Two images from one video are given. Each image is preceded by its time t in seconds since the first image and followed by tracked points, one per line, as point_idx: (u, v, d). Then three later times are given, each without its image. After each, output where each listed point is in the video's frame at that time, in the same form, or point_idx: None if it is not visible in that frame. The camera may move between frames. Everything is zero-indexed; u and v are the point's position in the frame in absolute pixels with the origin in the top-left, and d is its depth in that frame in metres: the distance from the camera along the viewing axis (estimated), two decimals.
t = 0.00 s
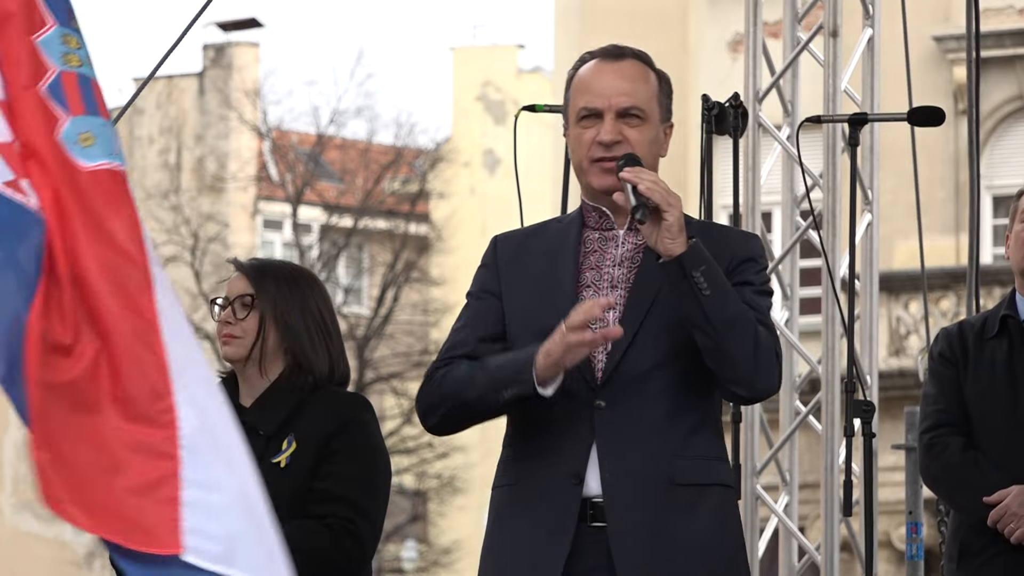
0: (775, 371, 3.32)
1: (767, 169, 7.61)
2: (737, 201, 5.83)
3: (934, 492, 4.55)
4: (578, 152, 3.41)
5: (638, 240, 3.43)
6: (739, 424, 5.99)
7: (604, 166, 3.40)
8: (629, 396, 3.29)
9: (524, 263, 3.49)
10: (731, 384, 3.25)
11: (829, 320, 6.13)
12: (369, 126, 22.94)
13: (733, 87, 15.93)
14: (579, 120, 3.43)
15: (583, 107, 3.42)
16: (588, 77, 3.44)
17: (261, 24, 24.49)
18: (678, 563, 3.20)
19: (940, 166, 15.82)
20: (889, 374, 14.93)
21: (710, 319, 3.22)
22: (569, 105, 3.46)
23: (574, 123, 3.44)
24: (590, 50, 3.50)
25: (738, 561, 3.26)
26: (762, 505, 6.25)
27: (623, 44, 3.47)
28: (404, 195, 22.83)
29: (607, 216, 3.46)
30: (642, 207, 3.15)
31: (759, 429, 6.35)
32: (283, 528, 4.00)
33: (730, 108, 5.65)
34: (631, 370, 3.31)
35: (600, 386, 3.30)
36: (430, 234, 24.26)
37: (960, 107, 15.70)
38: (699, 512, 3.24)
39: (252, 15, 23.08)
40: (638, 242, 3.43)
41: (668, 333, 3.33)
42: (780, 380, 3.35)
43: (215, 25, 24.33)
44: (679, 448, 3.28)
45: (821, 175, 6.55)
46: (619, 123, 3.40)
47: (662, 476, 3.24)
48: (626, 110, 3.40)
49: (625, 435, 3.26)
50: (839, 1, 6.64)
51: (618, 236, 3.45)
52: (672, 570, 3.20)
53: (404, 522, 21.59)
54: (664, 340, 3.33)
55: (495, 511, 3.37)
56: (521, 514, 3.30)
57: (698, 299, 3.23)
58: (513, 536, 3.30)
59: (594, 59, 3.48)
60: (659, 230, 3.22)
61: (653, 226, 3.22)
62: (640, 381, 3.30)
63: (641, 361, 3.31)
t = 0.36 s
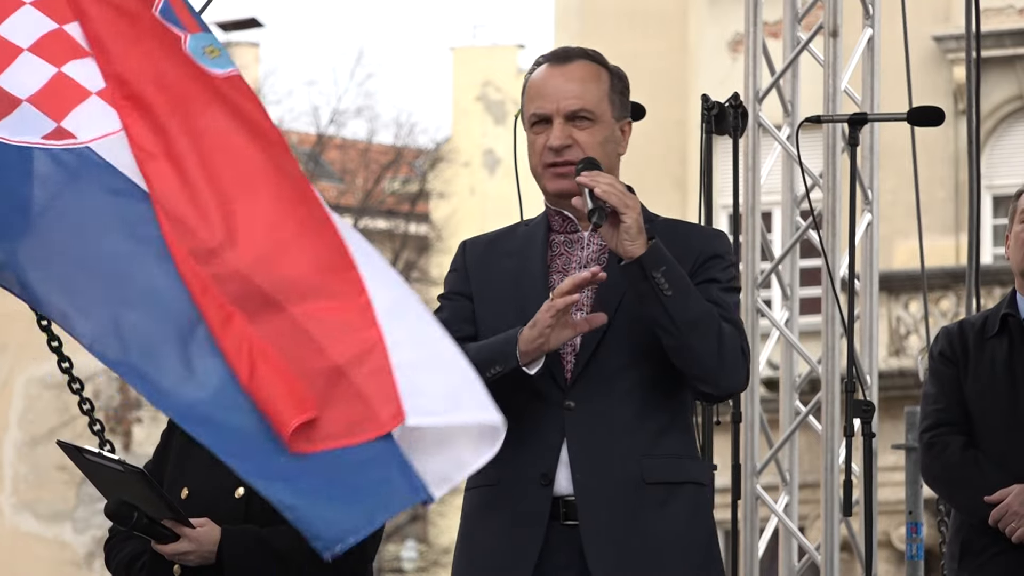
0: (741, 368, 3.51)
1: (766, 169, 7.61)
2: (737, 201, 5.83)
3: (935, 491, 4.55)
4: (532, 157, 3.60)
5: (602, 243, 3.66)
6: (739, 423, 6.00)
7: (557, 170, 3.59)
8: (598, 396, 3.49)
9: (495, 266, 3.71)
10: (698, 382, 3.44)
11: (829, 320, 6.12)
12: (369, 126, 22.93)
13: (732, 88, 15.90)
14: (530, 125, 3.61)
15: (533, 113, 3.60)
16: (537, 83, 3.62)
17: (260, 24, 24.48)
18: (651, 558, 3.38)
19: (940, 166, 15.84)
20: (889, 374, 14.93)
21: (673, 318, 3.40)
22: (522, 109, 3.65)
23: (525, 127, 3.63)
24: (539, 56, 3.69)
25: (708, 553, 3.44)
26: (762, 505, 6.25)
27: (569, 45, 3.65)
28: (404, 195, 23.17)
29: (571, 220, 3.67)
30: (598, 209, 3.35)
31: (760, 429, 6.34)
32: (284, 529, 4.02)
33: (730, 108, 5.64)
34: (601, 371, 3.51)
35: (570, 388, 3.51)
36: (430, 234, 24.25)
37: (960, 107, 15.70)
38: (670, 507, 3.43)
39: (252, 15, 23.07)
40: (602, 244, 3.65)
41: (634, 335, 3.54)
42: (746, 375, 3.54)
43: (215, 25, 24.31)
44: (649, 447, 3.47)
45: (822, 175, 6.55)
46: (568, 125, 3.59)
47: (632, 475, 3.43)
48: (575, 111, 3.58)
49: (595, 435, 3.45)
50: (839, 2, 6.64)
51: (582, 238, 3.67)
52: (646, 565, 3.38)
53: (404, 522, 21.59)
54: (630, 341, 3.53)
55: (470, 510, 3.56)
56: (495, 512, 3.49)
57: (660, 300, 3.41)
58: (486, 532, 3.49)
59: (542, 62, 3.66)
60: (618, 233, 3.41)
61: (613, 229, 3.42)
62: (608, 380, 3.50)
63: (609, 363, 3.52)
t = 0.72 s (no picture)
0: (721, 363, 3.60)
1: (767, 169, 7.60)
2: (737, 201, 5.82)
3: (936, 490, 4.55)
4: (512, 155, 3.72)
5: (575, 242, 3.76)
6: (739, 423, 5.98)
7: (537, 166, 3.70)
8: (577, 395, 3.58)
9: (471, 268, 3.81)
10: (681, 379, 3.53)
11: (829, 320, 6.12)
12: (369, 126, 22.93)
13: (732, 87, 15.92)
14: (508, 124, 3.73)
15: (511, 110, 3.72)
16: (512, 80, 3.74)
17: (260, 24, 24.52)
18: (636, 555, 3.46)
19: (940, 166, 15.85)
20: (889, 374, 14.91)
21: (651, 316, 3.48)
22: (496, 108, 3.77)
23: (503, 126, 3.75)
24: (511, 54, 3.80)
25: (690, 547, 3.52)
26: (762, 504, 6.26)
27: (543, 48, 3.77)
28: (404, 194, 23.01)
29: (543, 220, 3.76)
30: (574, 211, 3.44)
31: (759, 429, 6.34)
32: (285, 530, 4.02)
33: (730, 108, 5.64)
34: (579, 369, 3.60)
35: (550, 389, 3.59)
36: (431, 233, 24.24)
37: (960, 107, 15.73)
38: (652, 505, 3.50)
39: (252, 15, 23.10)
40: (575, 244, 3.76)
41: (611, 333, 3.63)
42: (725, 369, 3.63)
43: (215, 25, 24.33)
44: (631, 444, 3.55)
45: (822, 175, 6.55)
46: (548, 122, 3.71)
47: (615, 474, 3.51)
48: (553, 108, 3.71)
49: (576, 435, 3.53)
50: (839, 1, 6.64)
51: (556, 239, 3.76)
52: (631, 561, 3.45)
53: (404, 522, 21.58)
54: (607, 340, 3.63)
55: (451, 514, 3.63)
56: (479, 512, 3.57)
57: (638, 298, 3.48)
58: (469, 532, 3.57)
59: (516, 63, 3.78)
60: (594, 233, 3.49)
61: (587, 229, 3.50)
62: (587, 380, 3.59)
63: (587, 360, 3.61)
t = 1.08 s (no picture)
0: (719, 362, 3.40)
1: (768, 170, 7.61)
2: (737, 202, 5.82)
3: (936, 490, 4.55)
4: (508, 155, 3.45)
5: (566, 242, 3.48)
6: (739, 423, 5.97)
7: (534, 167, 3.44)
8: (572, 395, 3.35)
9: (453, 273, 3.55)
10: (678, 378, 3.31)
11: (829, 320, 6.12)
12: (369, 126, 22.93)
13: (732, 87, 15.95)
14: (506, 124, 3.48)
15: (511, 110, 3.47)
16: (512, 79, 3.50)
17: (260, 24, 24.56)
18: (640, 557, 3.26)
19: (940, 166, 15.86)
20: (889, 374, 14.90)
21: (652, 316, 3.26)
22: (492, 109, 3.51)
23: (500, 126, 3.49)
24: (509, 51, 3.56)
25: (689, 549, 3.33)
26: (763, 504, 6.26)
27: (544, 49, 3.53)
28: (403, 194, 22.79)
29: (533, 219, 3.50)
30: (576, 211, 3.19)
31: (759, 429, 6.34)
32: (285, 529, 4.05)
33: (730, 108, 5.64)
34: (573, 370, 3.36)
35: (545, 389, 3.35)
36: (431, 233, 24.25)
37: (960, 107, 15.72)
38: (650, 506, 3.30)
39: (251, 16, 23.12)
40: (566, 243, 3.48)
41: (609, 331, 3.40)
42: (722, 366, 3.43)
43: (215, 25, 24.34)
44: (628, 445, 3.34)
45: (821, 175, 6.55)
46: (548, 124, 3.46)
47: (613, 474, 3.30)
48: (555, 111, 3.46)
49: (573, 436, 3.31)
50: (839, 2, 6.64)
51: (545, 239, 3.49)
52: (634, 565, 3.25)
53: (404, 522, 21.56)
54: (601, 340, 3.39)
55: (444, 515, 3.41)
56: (473, 514, 3.34)
57: (640, 298, 3.26)
58: (463, 534, 3.35)
59: (513, 63, 3.54)
60: (594, 232, 3.25)
61: (588, 229, 3.25)
62: (584, 380, 3.36)
63: (583, 361, 3.37)
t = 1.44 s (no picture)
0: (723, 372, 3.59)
1: (767, 170, 7.60)
2: (737, 202, 5.81)
3: (937, 490, 4.54)
4: (529, 149, 3.62)
5: (577, 242, 3.67)
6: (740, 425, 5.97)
7: (553, 165, 3.60)
8: (581, 399, 3.53)
9: (459, 268, 3.72)
10: (691, 390, 3.49)
11: (829, 320, 6.13)
12: (369, 126, 22.93)
13: (732, 86, 16.01)
14: (530, 117, 3.64)
15: (537, 105, 3.63)
16: (538, 74, 3.66)
17: (260, 24, 24.57)
18: (640, 560, 3.46)
19: (940, 166, 15.86)
20: (889, 374, 14.90)
21: (674, 326, 3.43)
22: (515, 101, 3.67)
23: (523, 118, 3.65)
24: (536, 46, 3.71)
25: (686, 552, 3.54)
26: (762, 505, 6.25)
27: (571, 47, 3.69)
28: (404, 194, 22.79)
29: (546, 217, 3.68)
30: (611, 218, 3.32)
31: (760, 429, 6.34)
32: (286, 528, 4.05)
33: (730, 108, 5.64)
34: (584, 374, 3.54)
35: (554, 392, 3.53)
36: (430, 233, 24.27)
37: (960, 107, 15.73)
38: (651, 511, 3.50)
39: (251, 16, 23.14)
40: (577, 244, 3.66)
41: (617, 335, 3.58)
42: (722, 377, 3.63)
43: (215, 25, 24.33)
44: (632, 450, 3.53)
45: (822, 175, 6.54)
46: (571, 122, 3.62)
47: (618, 479, 3.49)
48: (579, 110, 3.62)
49: (582, 440, 3.49)
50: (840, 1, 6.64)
51: (556, 238, 3.67)
52: (634, 566, 3.46)
53: (404, 522, 21.59)
54: (612, 345, 3.57)
55: (444, 505, 3.59)
56: (476, 515, 3.52)
57: (664, 309, 3.43)
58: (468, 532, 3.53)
59: (539, 58, 3.69)
60: (623, 240, 3.40)
61: (617, 236, 3.40)
62: (593, 384, 3.54)
63: (594, 363, 3.55)
